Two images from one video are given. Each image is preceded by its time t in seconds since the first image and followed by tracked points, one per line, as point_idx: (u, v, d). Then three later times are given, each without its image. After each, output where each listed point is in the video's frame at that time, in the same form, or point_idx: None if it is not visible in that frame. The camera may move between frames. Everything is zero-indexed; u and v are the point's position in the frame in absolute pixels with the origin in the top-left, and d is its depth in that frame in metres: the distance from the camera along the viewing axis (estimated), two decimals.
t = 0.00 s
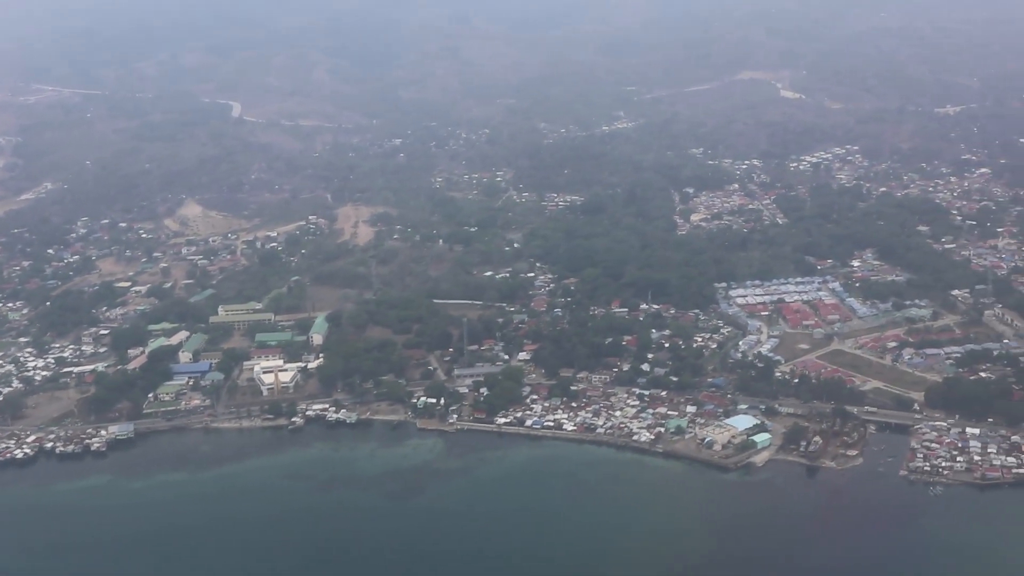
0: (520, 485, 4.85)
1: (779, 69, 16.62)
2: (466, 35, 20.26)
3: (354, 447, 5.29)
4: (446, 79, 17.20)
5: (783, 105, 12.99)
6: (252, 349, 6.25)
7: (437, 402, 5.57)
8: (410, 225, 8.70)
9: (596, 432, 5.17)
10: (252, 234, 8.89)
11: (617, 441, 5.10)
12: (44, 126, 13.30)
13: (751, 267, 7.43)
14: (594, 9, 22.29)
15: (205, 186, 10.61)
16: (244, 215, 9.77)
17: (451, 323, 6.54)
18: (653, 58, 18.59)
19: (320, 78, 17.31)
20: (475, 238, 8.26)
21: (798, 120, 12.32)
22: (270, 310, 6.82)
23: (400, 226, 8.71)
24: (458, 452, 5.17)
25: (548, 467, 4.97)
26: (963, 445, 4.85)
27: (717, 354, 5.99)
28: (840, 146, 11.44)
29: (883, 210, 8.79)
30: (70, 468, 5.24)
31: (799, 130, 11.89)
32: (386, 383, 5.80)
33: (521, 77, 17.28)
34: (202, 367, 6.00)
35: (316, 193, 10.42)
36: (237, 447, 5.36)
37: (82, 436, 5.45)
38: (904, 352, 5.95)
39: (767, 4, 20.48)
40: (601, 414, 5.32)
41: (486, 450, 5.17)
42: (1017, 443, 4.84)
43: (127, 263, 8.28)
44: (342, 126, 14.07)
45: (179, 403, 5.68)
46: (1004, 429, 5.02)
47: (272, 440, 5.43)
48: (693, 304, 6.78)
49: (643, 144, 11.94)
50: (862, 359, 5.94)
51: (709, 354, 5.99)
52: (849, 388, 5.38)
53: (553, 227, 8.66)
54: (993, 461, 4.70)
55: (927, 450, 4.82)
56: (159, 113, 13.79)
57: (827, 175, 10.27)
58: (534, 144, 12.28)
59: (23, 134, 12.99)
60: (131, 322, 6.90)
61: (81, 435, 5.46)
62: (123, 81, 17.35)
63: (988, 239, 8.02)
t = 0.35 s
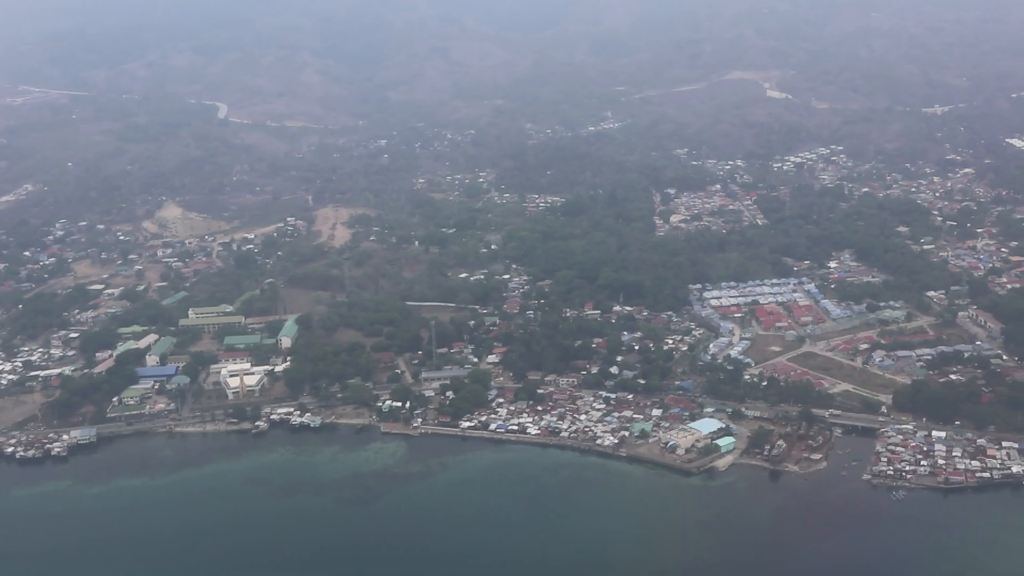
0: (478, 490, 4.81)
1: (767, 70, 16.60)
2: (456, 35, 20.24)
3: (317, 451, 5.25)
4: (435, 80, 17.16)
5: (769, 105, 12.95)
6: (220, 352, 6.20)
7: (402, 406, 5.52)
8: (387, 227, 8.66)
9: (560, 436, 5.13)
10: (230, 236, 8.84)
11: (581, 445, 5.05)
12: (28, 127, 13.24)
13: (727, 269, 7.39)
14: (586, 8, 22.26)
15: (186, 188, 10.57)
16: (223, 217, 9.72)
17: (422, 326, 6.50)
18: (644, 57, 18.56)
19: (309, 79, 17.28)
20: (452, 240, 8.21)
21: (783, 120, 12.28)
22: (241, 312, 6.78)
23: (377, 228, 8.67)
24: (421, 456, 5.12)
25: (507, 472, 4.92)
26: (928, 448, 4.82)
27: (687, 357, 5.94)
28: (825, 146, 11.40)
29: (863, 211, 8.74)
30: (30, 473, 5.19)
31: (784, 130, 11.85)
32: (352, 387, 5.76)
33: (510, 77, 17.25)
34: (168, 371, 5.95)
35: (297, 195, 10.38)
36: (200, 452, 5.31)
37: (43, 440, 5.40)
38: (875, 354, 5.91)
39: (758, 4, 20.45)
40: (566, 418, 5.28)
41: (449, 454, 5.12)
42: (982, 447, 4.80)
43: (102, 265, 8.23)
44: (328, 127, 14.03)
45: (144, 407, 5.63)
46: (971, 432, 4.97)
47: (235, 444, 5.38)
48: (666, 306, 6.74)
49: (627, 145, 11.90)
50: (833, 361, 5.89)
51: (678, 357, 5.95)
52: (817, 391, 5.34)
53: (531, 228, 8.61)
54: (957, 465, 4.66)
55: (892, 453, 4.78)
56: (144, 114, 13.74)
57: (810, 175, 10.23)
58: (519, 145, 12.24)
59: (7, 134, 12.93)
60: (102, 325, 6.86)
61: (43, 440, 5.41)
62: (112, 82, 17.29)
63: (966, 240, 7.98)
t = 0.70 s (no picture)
0: (438, 496, 4.77)
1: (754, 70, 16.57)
2: (445, 35, 20.19)
3: (278, 455, 5.20)
4: (422, 80, 17.12)
5: (753, 105, 12.92)
6: (186, 356, 6.15)
7: (366, 411, 5.47)
8: (364, 229, 8.61)
9: (523, 440, 5.09)
10: (206, 239, 8.80)
11: (544, 449, 5.01)
12: (10, 129, 13.17)
13: (702, 271, 7.34)
14: (577, 8, 22.23)
15: (166, 190, 10.50)
16: (202, 219, 9.67)
17: (391, 329, 6.45)
18: (633, 57, 18.51)
19: (296, 79, 17.22)
20: (427, 242, 8.17)
21: (766, 120, 12.25)
22: (210, 315, 6.73)
23: (353, 230, 8.63)
24: (382, 460, 5.08)
25: (468, 476, 4.88)
26: (892, 452, 4.77)
27: (656, 359, 5.90)
28: (808, 146, 11.36)
29: (842, 211, 8.70)
30: None
31: (767, 130, 11.81)
32: (317, 390, 5.71)
33: (498, 78, 17.21)
34: (133, 375, 5.90)
35: (277, 196, 10.32)
36: (161, 456, 5.27)
37: (3, 446, 5.35)
38: (845, 356, 5.86)
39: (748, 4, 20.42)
40: (530, 421, 5.24)
41: (411, 459, 5.08)
42: (946, 450, 4.76)
43: (76, 268, 8.17)
44: (312, 128, 13.97)
45: (107, 412, 5.59)
46: (937, 435, 4.93)
47: (196, 449, 5.33)
48: (637, 309, 6.70)
49: (611, 145, 11.85)
50: (803, 364, 5.84)
51: (647, 359, 5.90)
52: (784, 394, 5.29)
53: (508, 230, 8.57)
54: (920, 469, 4.62)
55: (855, 457, 4.74)
56: (128, 116, 13.68)
57: (791, 176, 10.19)
58: (502, 146, 12.20)
59: None
60: (70, 328, 6.80)
61: (3, 445, 5.37)
62: (97, 83, 17.22)
63: (944, 241, 7.93)
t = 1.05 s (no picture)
0: (395, 501, 4.72)
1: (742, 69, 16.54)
2: (434, 36, 20.16)
3: (239, 460, 5.16)
4: (410, 81, 17.08)
5: (738, 105, 12.89)
6: (153, 360, 6.11)
7: (330, 415, 5.43)
8: (340, 231, 8.57)
9: (485, 444, 5.05)
10: (182, 241, 8.76)
11: (506, 454, 4.97)
12: None
13: (676, 272, 7.30)
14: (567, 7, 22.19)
15: (146, 193, 10.45)
16: (180, 221, 9.62)
17: (360, 331, 6.40)
18: (622, 57, 18.46)
19: (283, 81, 17.18)
20: (403, 244, 8.12)
21: (750, 120, 12.22)
22: (179, 319, 6.68)
23: (330, 232, 8.59)
24: (343, 465, 5.03)
25: (428, 482, 4.84)
26: (854, 456, 4.73)
27: (625, 362, 5.85)
28: (792, 146, 11.33)
29: (821, 212, 8.66)
30: None
31: (751, 130, 11.77)
32: (282, 394, 5.66)
33: (485, 78, 17.17)
34: (97, 379, 5.85)
35: (257, 198, 10.26)
36: (123, 461, 5.22)
37: None
38: (814, 358, 5.82)
39: (738, 3, 20.39)
40: (493, 426, 5.20)
41: (373, 463, 5.04)
42: (909, 454, 4.72)
43: (49, 271, 8.12)
44: (297, 129, 13.93)
45: (69, 417, 5.54)
46: (901, 439, 4.89)
47: (158, 453, 5.28)
48: (609, 311, 6.65)
49: (594, 145, 11.81)
50: (772, 366, 5.80)
51: (615, 362, 5.86)
52: (750, 397, 5.25)
53: (485, 231, 8.53)
54: (881, 473, 4.58)
55: (818, 461, 4.70)
56: (112, 117, 13.63)
57: (773, 176, 10.15)
58: (486, 146, 12.16)
59: None
60: (39, 331, 6.75)
61: None
62: (84, 84, 17.16)
63: (922, 241, 7.89)
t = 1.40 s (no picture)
0: (353, 507, 4.67)
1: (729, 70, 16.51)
2: (424, 37, 20.12)
3: (199, 465, 5.11)
4: (398, 82, 17.05)
5: (722, 106, 12.86)
6: (118, 364, 6.06)
7: (293, 419, 5.39)
8: (316, 234, 8.52)
9: (447, 449, 5.01)
10: (158, 243, 8.71)
11: (466, 459, 4.93)
12: None
13: (651, 274, 7.26)
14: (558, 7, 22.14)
15: (125, 194, 10.40)
16: (158, 222, 9.57)
17: (328, 335, 6.36)
18: (612, 56, 18.42)
19: (270, 82, 17.15)
20: (378, 246, 8.08)
21: (733, 120, 12.20)
22: (148, 322, 6.63)
23: (306, 234, 8.54)
24: (304, 471, 4.99)
25: (387, 487, 4.80)
26: (817, 460, 4.69)
27: (592, 365, 5.81)
28: (775, 146, 11.30)
29: (800, 213, 8.62)
30: None
31: (734, 131, 11.74)
32: (246, 398, 5.62)
33: (473, 79, 17.14)
34: (60, 383, 5.81)
35: (236, 200, 10.22)
36: (83, 466, 5.18)
37: None
38: (783, 361, 5.77)
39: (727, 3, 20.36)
40: (456, 430, 5.16)
41: (333, 468, 4.99)
42: (872, 458, 4.68)
43: (22, 274, 8.07)
44: (282, 131, 13.89)
45: (30, 422, 5.49)
46: (865, 442, 4.85)
47: (119, 458, 5.24)
48: (581, 314, 6.61)
49: (577, 146, 11.77)
50: (740, 369, 5.76)
51: (583, 365, 5.82)
52: (715, 401, 5.21)
53: (461, 232, 8.49)
54: (843, 477, 4.54)
55: (779, 465, 4.65)
56: (95, 119, 13.57)
57: (754, 177, 10.12)
58: (469, 147, 12.12)
59: None
60: (6, 335, 6.70)
61: None
62: (71, 86, 17.11)
63: (899, 243, 7.86)
